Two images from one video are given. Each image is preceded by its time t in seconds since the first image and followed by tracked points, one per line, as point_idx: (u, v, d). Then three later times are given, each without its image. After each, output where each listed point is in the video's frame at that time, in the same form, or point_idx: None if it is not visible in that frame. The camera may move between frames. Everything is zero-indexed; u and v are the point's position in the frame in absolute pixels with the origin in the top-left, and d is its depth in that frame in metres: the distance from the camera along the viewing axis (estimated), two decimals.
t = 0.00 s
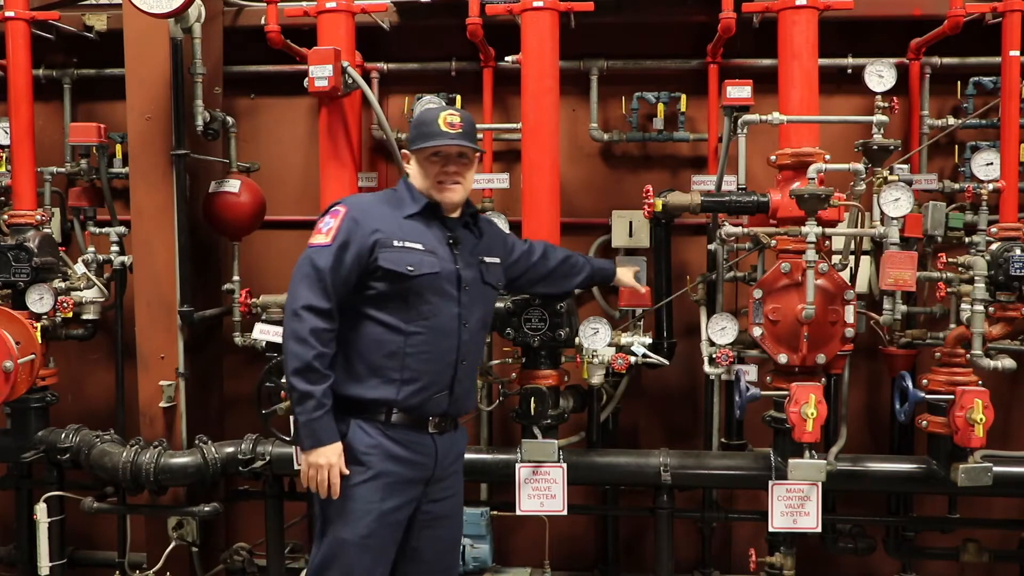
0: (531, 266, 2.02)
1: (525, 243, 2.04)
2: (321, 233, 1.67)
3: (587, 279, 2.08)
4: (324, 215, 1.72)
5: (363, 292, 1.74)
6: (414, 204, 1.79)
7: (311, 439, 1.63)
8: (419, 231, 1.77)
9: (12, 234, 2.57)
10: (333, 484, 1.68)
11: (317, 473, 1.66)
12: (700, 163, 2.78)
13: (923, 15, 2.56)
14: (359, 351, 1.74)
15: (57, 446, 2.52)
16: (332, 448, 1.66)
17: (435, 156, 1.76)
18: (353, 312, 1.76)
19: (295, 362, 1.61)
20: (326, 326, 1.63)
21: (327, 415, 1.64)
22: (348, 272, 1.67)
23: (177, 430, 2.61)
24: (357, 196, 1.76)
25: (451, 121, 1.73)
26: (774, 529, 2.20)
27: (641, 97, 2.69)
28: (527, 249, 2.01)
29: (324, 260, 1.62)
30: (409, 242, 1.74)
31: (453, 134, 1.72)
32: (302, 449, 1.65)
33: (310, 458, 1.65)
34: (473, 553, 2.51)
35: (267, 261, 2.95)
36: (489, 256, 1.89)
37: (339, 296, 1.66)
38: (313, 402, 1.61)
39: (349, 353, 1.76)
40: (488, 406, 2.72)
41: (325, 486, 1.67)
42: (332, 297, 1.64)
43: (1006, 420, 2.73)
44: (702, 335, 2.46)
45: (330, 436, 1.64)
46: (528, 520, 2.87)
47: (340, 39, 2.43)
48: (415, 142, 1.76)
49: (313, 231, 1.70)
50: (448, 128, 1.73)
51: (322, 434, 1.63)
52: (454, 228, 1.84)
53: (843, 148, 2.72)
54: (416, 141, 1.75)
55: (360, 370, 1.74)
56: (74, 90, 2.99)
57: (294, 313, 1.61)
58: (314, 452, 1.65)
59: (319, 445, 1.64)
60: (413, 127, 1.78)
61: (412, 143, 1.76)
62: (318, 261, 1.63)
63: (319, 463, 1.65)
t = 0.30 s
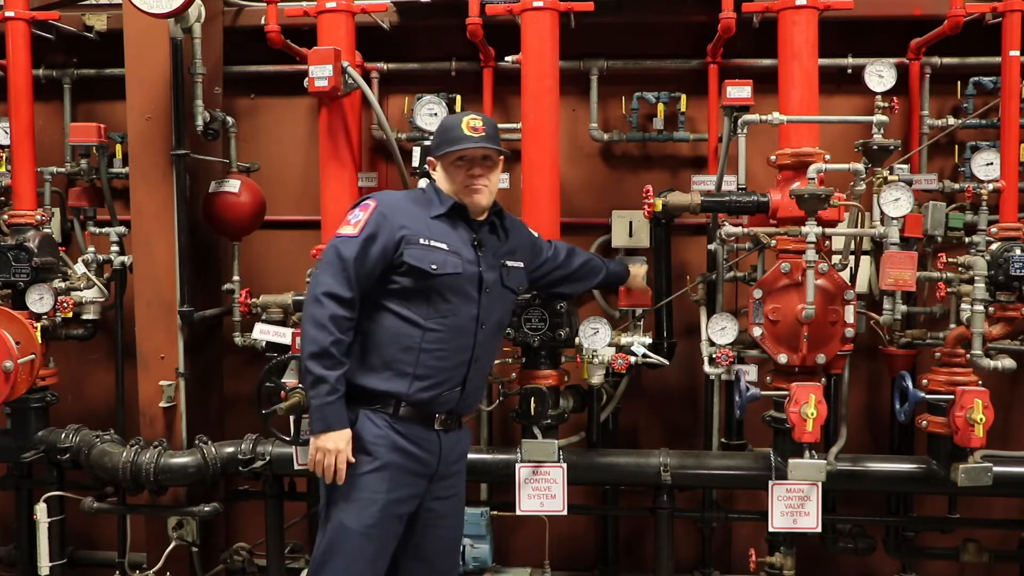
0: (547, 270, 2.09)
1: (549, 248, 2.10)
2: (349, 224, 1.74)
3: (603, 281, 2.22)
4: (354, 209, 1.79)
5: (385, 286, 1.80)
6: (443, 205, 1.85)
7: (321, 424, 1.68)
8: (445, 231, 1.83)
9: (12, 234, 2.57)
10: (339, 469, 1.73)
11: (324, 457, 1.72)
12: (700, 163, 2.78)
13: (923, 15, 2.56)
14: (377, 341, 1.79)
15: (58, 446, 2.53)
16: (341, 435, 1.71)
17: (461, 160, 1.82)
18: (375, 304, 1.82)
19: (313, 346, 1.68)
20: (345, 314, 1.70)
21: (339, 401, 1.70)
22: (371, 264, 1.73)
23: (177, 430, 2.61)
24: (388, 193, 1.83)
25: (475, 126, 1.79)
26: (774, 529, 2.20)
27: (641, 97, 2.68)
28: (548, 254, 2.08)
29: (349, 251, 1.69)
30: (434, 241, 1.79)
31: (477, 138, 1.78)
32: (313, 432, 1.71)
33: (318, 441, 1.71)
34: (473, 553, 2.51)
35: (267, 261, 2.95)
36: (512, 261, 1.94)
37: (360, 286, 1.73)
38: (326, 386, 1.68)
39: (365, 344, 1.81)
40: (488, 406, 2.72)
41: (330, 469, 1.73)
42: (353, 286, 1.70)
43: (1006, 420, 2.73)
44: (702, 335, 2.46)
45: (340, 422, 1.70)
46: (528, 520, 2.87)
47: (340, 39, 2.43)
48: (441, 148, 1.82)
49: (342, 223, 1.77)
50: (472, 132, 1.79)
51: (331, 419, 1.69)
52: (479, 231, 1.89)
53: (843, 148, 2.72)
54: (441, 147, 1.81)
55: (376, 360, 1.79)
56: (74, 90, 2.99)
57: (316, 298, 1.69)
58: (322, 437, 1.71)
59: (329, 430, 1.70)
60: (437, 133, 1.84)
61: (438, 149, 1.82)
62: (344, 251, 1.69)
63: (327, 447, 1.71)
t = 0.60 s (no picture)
0: (553, 270, 2.10)
1: (555, 248, 2.10)
2: (354, 227, 1.74)
3: (606, 283, 2.21)
4: (358, 211, 1.79)
5: (390, 287, 1.80)
6: (446, 205, 1.85)
7: (330, 425, 1.69)
8: (449, 231, 1.83)
9: (11, 234, 2.57)
10: (348, 472, 1.73)
11: (334, 458, 1.72)
12: (700, 163, 2.78)
13: (923, 15, 2.56)
14: (384, 341, 1.79)
15: (57, 446, 2.53)
16: (351, 436, 1.72)
17: (468, 159, 1.82)
18: (380, 305, 1.82)
19: (320, 348, 1.68)
20: (351, 316, 1.70)
21: (346, 402, 1.70)
22: (376, 266, 1.73)
23: (177, 430, 2.61)
24: (391, 194, 1.83)
25: (480, 125, 1.79)
26: (774, 529, 2.20)
27: (641, 97, 2.68)
28: (555, 254, 2.09)
29: (354, 254, 1.69)
30: (438, 241, 1.79)
31: (483, 137, 1.78)
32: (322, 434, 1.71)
33: (328, 444, 1.71)
34: (473, 553, 2.50)
35: (267, 261, 2.95)
36: (517, 259, 1.94)
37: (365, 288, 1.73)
38: (333, 388, 1.68)
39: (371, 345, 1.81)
40: (488, 406, 2.72)
41: (340, 470, 1.73)
42: (359, 288, 1.70)
43: (1006, 420, 2.73)
44: (702, 335, 2.46)
45: (348, 423, 1.70)
46: (528, 520, 2.87)
47: (340, 39, 2.43)
48: (447, 147, 1.81)
49: (346, 225, 1.77)
50: (477, 132, 1.78)
51: (340, 421, 1.69)
52: (484, 229, 1.89)
53: (843, 148, 2.72)
54: (448, 146, 1.81)
55: (383, 360, 1.79)
56: (74, 90, 2.99)
57: (322, 302, 1.69)
58: (331, 438, 1.71)
59: (338, 431, 1.70)
60: (443, 135, 1.84)
61: (443, 149, 1.83)
62: (349, 253, 1.70)
63: (336, 448, 1.71)
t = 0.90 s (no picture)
0: (551, 268, 2.10)
1: (552, 247, 2.11)
2: (352, 229, 1.74)
3: (605, 281, 2.22)
4: (355, 213, 1.79)
5: (389, 288, 1.80)
6: (443, 205, 1.85)
7: (333, 429, 1.69)
8: (446, 230, 1.83)
9: (11, 234, 2.57)
10: (352, 475, 1.73)
11: (337, 461, 1.72)
12: (700, 163, 2.78)
13: (923, 15, 2.56)
14: (383, 342, 1.79)
15: (58, 446, 2.53)
16: (354, 439, 1.72)
17: (463, 158, 1.83)
18: (380, 306, 1.81)
19: (321, 352, 1.68)
20: (352, 318, 1.70)
21: (348, 405, 1.70)
22: (376, 267, 1.73)
23: (177, 430, 2.61)
24: (388, 195, 1.83)
25: (475, 124, 1.79)
26: (774, 529, 2.20)
27: (641, 97, 2.68)
28: (552, 252, 2.09)
29: (353, 256, 1.69)
30: (436, 241, 1.79)
31: (477, 136, 1.78)
32: (325, 438, 1.72)
33: (331, 447, 1.71)
34: (473, 553, 2.50)
35: (268, 261, 2.95)
36: (515, 258, 1.95)
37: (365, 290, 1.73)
38: (335, 391, 1.68)
39: (371, 346, 1.81)
40: (488, 406, 2.72)
41: (343, 473, 1.73)
42: (359, 290, 1.70)
43: (1006, 420, 2.73)
44: (702, 335, 2.46)
45: (351, 425, 1.70)
46: (529, 520, 2.87)
47: (339, 39, 2.43)
48: (441, 147, 1.81)
49: (344, 227, 1.76)
50: (472, 130, 1.78)
51: (342, 424, 1.70)
52: (481, 228, 1.89)
53: (843, 148, 2.72)
54: (442, 146, 1.81)
55: (384, 361, 1.79)
56: (74, 90, 2.99)
57: (322, 304, 1.69)
58: (335, 441, 1.71)
59: (340, 434, 1.70)
60: (437, 133, 1.84)
61: (438, 148, 1.82)
62: (348, 255, 1.70)
63: (340, 451, 1.71)
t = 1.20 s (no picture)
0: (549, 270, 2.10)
1: (550, 247, 2.11)
2: (351, 227, 1.74)
3: (604, 279, 2.23)
4: (354, 211, 1.79)
5: (388, 287, 1.80)
6: (443, 205, 1.85)
7: (329, 428, 1.69)
8: (446, 230, 1.83)
9: (11, 235, 2.57)
10: (347, 475, 1.73)
11: (332, 462, 1.72)
12: (700, 163, 2.78)
13: (923, 15, 2.56)
14: (381, 342, 1.79)
15: (58, 446, 2.53)
16: (350, 439, 1.72)
17: (462, 157, 1.83)
18: (378, 306, 1.81)
19: (319, 351, 1.68)
20: (350, 317, 1.70)
21: (346, 405, 1.70)
22: (375, 267, 1.73)
23: (177, 430, 2.61)
24: (388, 194, 1.83)
25: (473, 122, 1.79)
26: (774, 529, 2.20)
27: (641, 97, 2.68)
28: (550, 253, 2.09)
29: (352, 254, 1.69)
30: (435, 241, 1.80)
31: (476, 134, 1.78)
32: (321, 438, 1.72)
33: (326, 447, 1.71)
34: (473, 553, 2.50)
35: (267, 261, 2.95)
36: (512, 259, 1.95)
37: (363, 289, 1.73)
38: (332, 391, 1.68)
39: (368, 346, 1.81)
40: (488, 406, 2.72)
41: (337, 473, 1.72)
42: (358, 289, 1.70)
43: (1006, 420, 2.73)
44: (702, 335, 2.46)
45: (348, 426, 1.70)
46: (529, 520, 2.87)
47: (339, 39, 2.43)
48: (441, 147, 1.81)
49: (343, 226, 1.76)
50: (471, 129, 1.79)
51: (339, 423, 1.69)
52: (480, 229, 1.90)
53: (843, 148, 2.72)
54: (442, 144, 1.81)
55: (381, 360, 1.79)
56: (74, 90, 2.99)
57: (320, 303, 1.69)
58: (331, 441, 1.71)
59: (337, 434, 1.70)
60: (435, 134, 1.84)
61: (438, 147, 1.82)
62: (347, 254, 1.69)
63: (336, 451, 1.71)
